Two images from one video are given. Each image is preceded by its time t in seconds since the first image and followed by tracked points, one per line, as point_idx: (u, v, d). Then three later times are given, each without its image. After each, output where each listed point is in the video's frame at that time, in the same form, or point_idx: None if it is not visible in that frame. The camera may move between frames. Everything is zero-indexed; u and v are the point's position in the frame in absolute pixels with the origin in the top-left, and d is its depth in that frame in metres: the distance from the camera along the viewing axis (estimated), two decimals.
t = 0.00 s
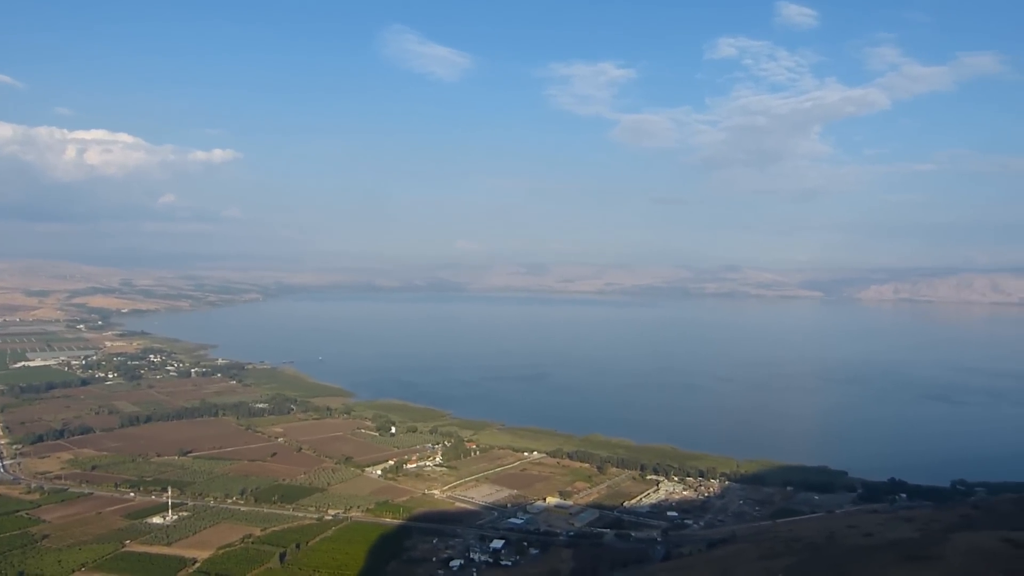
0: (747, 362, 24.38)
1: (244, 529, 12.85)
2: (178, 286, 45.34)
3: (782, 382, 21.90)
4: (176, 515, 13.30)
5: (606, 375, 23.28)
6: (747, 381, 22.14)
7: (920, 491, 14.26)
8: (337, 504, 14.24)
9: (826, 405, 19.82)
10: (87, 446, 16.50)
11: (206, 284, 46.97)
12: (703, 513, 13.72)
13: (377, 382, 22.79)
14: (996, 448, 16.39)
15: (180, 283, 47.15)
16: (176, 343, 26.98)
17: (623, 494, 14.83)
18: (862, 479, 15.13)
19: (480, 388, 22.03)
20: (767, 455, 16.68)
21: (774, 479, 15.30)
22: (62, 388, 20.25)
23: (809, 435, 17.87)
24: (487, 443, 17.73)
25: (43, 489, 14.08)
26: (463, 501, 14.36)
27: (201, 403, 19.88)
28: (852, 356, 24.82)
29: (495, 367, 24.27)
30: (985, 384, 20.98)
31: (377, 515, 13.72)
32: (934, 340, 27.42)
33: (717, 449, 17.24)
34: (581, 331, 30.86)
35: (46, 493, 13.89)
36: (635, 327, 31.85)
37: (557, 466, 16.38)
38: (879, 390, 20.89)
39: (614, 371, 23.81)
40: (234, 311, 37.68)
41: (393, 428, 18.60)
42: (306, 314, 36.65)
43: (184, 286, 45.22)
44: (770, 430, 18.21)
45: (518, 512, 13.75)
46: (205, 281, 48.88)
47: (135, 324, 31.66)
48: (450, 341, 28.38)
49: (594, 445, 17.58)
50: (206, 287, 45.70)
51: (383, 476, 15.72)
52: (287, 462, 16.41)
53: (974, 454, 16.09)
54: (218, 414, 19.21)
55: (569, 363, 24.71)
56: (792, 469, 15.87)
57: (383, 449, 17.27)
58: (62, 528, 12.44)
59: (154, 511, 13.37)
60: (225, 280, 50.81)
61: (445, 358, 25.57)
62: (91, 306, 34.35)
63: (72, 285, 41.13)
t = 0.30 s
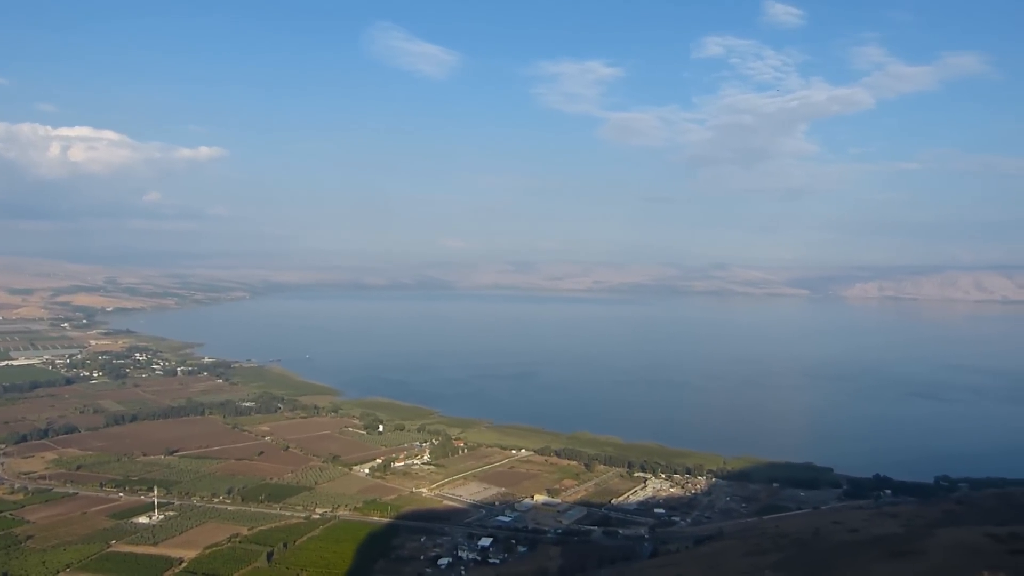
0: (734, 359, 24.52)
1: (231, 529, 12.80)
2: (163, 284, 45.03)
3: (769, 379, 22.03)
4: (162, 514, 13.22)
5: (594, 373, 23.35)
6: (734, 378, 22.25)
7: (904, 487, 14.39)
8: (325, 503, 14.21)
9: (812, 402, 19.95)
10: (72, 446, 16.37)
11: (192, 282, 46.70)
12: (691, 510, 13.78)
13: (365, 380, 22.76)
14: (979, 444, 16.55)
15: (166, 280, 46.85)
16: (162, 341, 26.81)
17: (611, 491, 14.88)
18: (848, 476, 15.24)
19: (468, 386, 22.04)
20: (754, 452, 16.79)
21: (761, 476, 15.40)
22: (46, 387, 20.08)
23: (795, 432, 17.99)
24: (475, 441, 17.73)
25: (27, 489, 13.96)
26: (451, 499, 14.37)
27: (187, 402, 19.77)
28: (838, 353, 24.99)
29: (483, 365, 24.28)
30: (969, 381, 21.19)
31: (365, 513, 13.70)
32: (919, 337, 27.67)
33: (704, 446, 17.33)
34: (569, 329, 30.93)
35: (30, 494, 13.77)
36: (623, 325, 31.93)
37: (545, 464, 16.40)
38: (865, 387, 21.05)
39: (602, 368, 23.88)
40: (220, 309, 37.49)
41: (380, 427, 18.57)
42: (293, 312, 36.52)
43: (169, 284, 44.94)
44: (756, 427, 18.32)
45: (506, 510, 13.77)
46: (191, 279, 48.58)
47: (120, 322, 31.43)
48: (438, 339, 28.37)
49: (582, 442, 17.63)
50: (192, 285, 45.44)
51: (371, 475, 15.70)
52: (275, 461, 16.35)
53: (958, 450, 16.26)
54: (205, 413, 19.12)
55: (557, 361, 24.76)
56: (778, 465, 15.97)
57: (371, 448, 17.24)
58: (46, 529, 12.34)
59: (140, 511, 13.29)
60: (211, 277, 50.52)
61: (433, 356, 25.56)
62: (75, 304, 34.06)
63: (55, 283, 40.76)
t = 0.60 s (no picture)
0: (720, 357, 24.62)
1: (217, 529, 12.72)
2: (148, 283, 44.65)
3: (755, 377, 22.12)
4: (146, 515, 13.12)
5: (581, 371, 23.38)
6: (720, 376, 22.35)
7: (888, 483, 14.50)
8: (311, 503, 14.14)
9: (797, 399, 20.07)
10: (55, 447, 16.21)
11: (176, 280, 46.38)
12: (677, 508, 13.82)
13: (351, 379, 22.68)
14: (963, 441, 16.70)
15: (150, 279, 46.52)
16: (146, 341, 26.60)
17: (598, 489, 14.90)
18: (833, 473, 15.34)
19: (454, 385, 22.01)
20: (740, 449, 16.87)
21: (746, 474, 15.47)
22: (28, 387, 19.88)
23: (781, 429, 18.10)
24: (462, 440, 17.70)
25: (8, 491, 13.80)
26: (438, 498, 14.34)
27: (172, 401, 19.63)
28: (823, 351, 25.14)
29: (470, 364, 24.24)
30: (952, 378, 21.39)
31: (351, 513, 13.65)
32: (903, 335, 27.88)
33: (690, 443, 17.40)
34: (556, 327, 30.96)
35: (12, 495, 13.61)
36: (610, 324, 31.97)
37: (532, 463, 16.40)
38: (849, 384, 21.20)
39: (589, 367, 23.92)
40: (205, 309, 37.24)
41: (367, 426, 18.51)
42: (278, 311, 36.39)
43: (153, 283, 44.61)
44: (742, 424, 18.41)
45: (493, 509, 13.76)
46: (176, 278, 48.25)
47: (103, 321, 31.16)
48: (425, 338, 28.32)
49: (569, 441, 17.65)
50: (177, 284, 45.13)
51: (358, 474, 15.65)
52: (260, 461, 16.26)
53: (942, 447, 16.39)
54: (190, 412, 18.98)
55: (543, 360, 24.79)
56: (764, 462, 16.06)
57: (357, 447, 17.18)
58: (28, 531, 12.20)
59: (124, 512, 13.18)
60: (195, 276, 50.18)
61: (420, 355, 25.51)
62: (58, 304, 33.73)
63: (37, 282, 40.35)
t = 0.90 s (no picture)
0: (707, 357, 24.70)
1: (202, 530, 12.66)
2: (132, 282, 44.31)
3: (740, 376, 22.21)
4: (130, 516, 13.03)
5: (568, 371, 23.41)
6: (707, 376, 22.43)
7: (872, 482, 14.60)
8: (297, 503, 14.10)
9: (783, 399, 20.16)
10: (37, 448, 16.08)
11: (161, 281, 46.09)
12: (663, 508, 13.87)
13: (338, 379, 22.61)
14: (946, 440, 16.83)
15: (135, 279, 46.20)
16: (131, 341, 26.41)
17: (585, 489, 14.93)
18: (818, 472, 15.42)
19: (441, 385, 21.99)
20: (726, 449, 16.94)
21: (732, 473, 15.53)
22: (10, 388, 19.71)
23: (766, 428, 18.17)
24: (448, 440, 17.69)
25: None
26: (424, 498, 14.32)
27: (156, 402, 19.51)
28: (809, 351, 25.28)
29: (457, 364, 24.22)
30: (935, 377, 21.56)
31: (337, 513, 13.62)
32: (887, 334, 28.09)
33: (676, 443, 17.46)
34: (543, 327, 30.99)
35: None
36: (597, 324, 32.02)
37: (518, 462, 16.41)
38: (834, 384, 21.33)
39: (576, 366, 23.95)
40: (190, 308, 37.01)
41: (354, 426, 18.46)
42: (264, 311, 36.26)
43: (138, 283, 44.29)
44: (728, 423, 18.49)
45: (480, 509, 13.77)
46: (161, 278, 47.93)
47: (87, 321, 30.91)
48: (411, 338, 28.28)
49: (556, 441, 17.67)
50: (162, 284, 44.83)
51: (344, 475, 15.61)
52: (246, 461, 16.19)
53: (925, 445, 16.51)
54: (174, 413, 18.87)
55: (530, 360, 24.80)
56: (749, 461, 16.13)
57: (344, 447, 17.13)
58: (11, 532, 12.10)
59: (108, 513, 13.09)
60: (181, 276, 49.84)
61: (407, 355, 25.47)
62: (41, 304, 33.42)
63: (20, 282, 39.97)
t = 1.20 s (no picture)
0: (694, 356, 24.78)
1: (187, 530, 12.59)
2: (116, 281, 43.99)
3: (727, 375, 22.30)
4: (115, 517, 12.94)
5: (555, 370, 23.42)
6: (693, 375, 22.50)
7: (858, 480, 14.71)
8: (284, 503, 14.05)
9: (769, 398, 20.25)
10: (20, 448, 15.93)
11: (146, 280, 45.76)
12: (650, 506, 13.91)
13: (324, 378, 22.53)
14: (930, 438, 16.97)
15: (119, 278, 45.80)
16: (115, 340, 26.20)
17: (572, 488, 14.95)
18: (803, 470, 15.51)
19: (428, 384, 21.95)
20: (712, 448, 17.00)
21: (719, 472, 15.59)
22: None
23: (753, 427, 18.26)
24: (435, 439, 17.67)
25: None
26: (411, 498, 14.30)
27: (141, 402, 19.37)
28: (794, 350, 25.42)
29: (444, 363, 24.18)
30: (919, 376, 21.74)
31: (324, 513, 13.58)
32: (872, 333, 28.30)
33: (663, 442, 17.50)
34: (530, 326, 30.98)
35: None
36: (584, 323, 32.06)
37: (505, 462, 16.41)
38: (819, 382, 21.46)
39: (563, 366, 23.96)
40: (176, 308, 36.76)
41: (340, 426, 18.40)
42: (250, 310, 36.08)
43: (123, 282, 43.93)
44: (714, 422, 18.55)
45: (467, 508, 13.76)
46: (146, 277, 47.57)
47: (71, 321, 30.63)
48: (399, 337, 28.20)
49: (543, 440, 17.68)
50: (147, 282, 44.50)
51: (330, 474, 15.56)
52: (232, 461, 16.11)
53: (909, 444, 16.65)
54: (159, 413, 18.75)
55: (518, 359, 24.79)
56: (735, 460, 16.20)
57: (330, 447, 17.08)
58: None
59: (92, 514, 12.99)
60: (166, 275, 49.45)
61: (394, 354, 25.40)
62: (24, 303, 33.08)
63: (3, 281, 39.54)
